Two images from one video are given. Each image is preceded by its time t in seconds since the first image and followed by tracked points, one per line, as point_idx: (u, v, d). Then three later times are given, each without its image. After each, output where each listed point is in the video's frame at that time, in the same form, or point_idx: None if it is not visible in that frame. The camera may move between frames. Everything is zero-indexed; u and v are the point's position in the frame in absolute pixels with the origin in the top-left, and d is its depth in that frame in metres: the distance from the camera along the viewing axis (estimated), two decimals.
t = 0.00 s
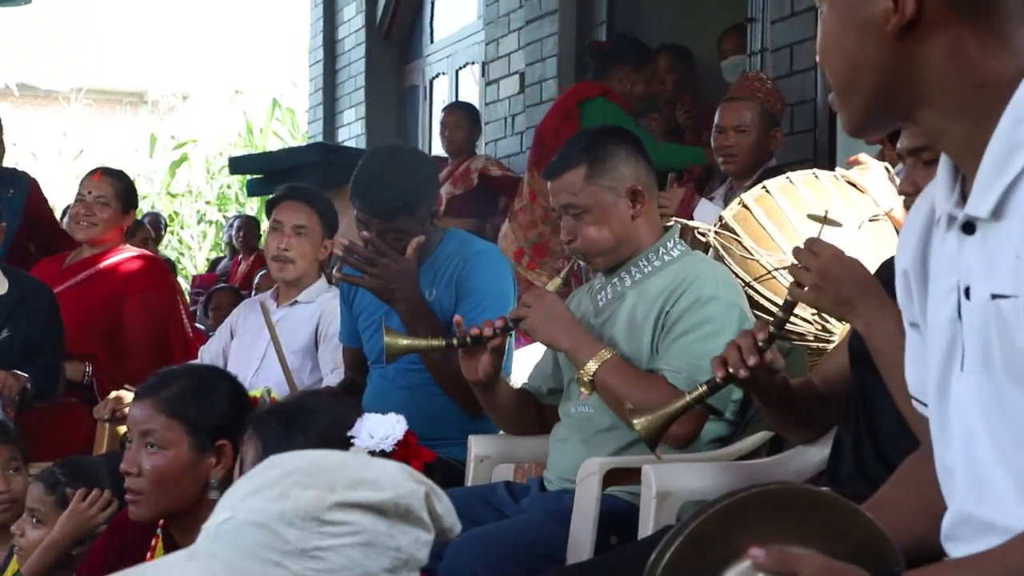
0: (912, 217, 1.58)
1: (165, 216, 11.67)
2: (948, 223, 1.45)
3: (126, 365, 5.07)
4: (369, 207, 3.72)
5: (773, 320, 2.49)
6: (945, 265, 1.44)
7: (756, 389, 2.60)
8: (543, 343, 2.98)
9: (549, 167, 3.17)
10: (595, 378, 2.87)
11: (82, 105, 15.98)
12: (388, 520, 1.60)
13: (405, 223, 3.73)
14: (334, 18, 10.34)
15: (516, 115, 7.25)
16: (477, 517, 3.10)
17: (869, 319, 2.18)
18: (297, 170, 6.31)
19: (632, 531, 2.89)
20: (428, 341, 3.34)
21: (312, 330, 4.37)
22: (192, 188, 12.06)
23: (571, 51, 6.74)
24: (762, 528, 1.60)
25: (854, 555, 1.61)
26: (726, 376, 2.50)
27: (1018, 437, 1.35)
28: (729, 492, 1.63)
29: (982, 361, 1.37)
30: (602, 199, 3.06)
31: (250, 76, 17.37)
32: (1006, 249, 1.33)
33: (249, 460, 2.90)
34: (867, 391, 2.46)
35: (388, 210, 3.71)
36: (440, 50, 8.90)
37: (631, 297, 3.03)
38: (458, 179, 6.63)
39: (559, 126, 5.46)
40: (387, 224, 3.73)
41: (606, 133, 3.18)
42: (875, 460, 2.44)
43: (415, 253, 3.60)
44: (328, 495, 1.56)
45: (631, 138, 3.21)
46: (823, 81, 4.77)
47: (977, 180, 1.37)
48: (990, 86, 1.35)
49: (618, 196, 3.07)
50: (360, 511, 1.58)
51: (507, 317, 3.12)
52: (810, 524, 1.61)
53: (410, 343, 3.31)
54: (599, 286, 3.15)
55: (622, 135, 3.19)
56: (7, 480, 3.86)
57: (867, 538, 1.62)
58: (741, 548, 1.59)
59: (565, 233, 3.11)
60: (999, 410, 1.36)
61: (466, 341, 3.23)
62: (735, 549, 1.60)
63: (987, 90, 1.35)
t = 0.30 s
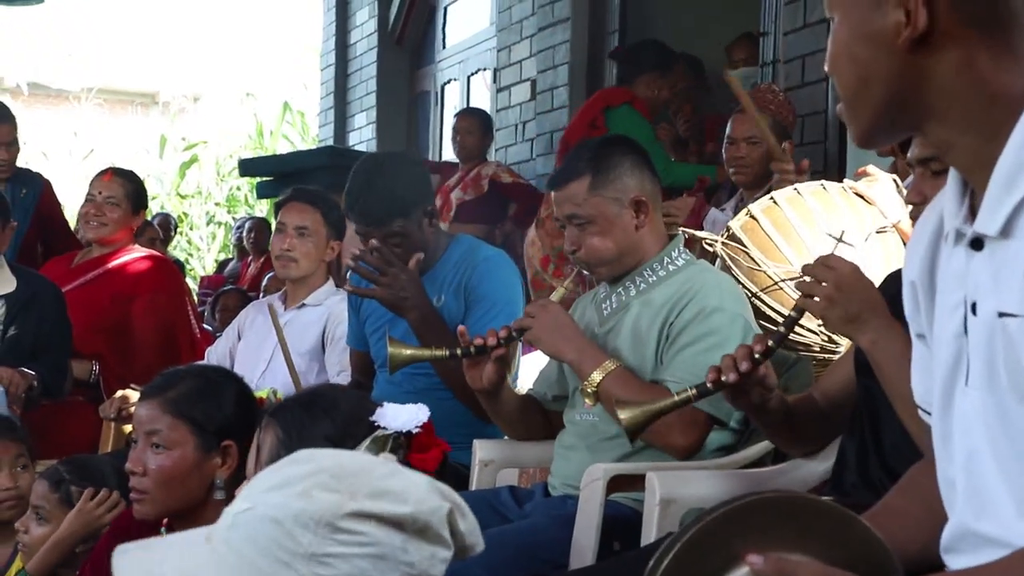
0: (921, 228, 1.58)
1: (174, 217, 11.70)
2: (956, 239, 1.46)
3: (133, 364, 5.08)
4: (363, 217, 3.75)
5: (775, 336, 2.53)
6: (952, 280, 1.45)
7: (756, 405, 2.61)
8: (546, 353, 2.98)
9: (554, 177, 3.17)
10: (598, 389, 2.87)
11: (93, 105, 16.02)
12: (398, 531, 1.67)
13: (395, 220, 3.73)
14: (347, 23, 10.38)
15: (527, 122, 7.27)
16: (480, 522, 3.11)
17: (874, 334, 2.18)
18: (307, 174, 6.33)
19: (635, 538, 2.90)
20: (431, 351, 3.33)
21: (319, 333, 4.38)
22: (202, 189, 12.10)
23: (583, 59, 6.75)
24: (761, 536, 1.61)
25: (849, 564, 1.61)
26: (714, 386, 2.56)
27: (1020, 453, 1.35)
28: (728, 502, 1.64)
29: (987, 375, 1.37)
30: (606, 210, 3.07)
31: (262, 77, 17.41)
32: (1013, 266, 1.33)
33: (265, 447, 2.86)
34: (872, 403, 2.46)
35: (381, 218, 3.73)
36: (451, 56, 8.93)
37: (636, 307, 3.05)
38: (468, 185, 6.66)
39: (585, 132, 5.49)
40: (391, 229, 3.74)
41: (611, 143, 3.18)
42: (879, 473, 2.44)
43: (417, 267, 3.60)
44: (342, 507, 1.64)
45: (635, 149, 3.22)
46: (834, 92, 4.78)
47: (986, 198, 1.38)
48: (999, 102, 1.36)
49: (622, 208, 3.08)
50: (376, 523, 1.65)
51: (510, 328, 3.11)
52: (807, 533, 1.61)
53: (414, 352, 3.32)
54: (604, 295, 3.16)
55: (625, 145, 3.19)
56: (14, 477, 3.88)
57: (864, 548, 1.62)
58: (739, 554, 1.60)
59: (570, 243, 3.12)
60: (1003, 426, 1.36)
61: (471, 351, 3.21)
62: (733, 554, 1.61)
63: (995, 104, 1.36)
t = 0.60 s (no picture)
0: (922, 218, 1.58)
1: (176, 203, 11.68)
2: (958, 229, 1.45)
3: (134, 351, 5.09)
4: (348, 204, 3.75)
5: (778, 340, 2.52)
6: (954, 270, 1.44)
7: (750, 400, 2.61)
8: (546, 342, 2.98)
9: (553, 167, 3.17)
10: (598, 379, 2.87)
11: (95, 90, 15.97)
12: (358, 486, 1.68)
13: (381, 204, 3.73)
14: (350, 10, 10.36)
15: (530, 111, 7.26)
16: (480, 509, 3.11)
17: (873, 330, 2.18)
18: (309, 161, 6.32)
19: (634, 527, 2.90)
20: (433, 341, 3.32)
21: (320, 320, 4.38)
22: (204, 176, 12.08)
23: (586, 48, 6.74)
24: (759, 530, 1.61)
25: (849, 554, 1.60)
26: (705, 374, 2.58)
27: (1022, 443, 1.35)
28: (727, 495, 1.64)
29: (988, 366, 1.37)
30: (605, 200, 3.06)
31: (264, 65, 17.37)
32: (1016, 257, 1.33)
33: (281, 423, 2.83)
34: (873, 393, 2.46)
35: (364, 203, 3.73)
36: (455, 43, 8.91)
37: (635, 297, 3.04)
38: (471, 173, 6.65)
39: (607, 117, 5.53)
40: (394, 218, 3.75)
41: (611, 132, 3.18)
42: (880, 463, 2.44)
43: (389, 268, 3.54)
44: (307, 458, 1.70)
45: (635, 138, 3.21)
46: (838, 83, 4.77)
47: (990, 188, 1.37)
48: (1003, 91, 1.35)
49: (621, 198, 3.08)
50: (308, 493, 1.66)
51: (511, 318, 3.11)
52: (804, 523, 1.61)
53: (413, 342, 3.32)
54: (604, 285, 3.16)
55: (625, 134, 3.19)
56: (17, 461, 3.88)
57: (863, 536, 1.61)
58: (737, 546, 1.60)
59: (569, 233, 3.11)
60: (1004, 417, 1.36)
61: (470, 340, 3.21)
62: (730, 546, 1.60)
63: (1000, 95, 1.35)
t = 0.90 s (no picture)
0: (923, 215, 1.58)
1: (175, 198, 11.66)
2: (961, 224, 1.45)
3: (134, 346, 5.08)
4: (335, 203, 3.68)
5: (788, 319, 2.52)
6: (956, 265, 1.44)
7: (749, 388, 2.61)
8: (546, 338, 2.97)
9: (552, 162, 3.16)
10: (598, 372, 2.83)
11: (95, 85, 15.95)
12: (355, 475, 1.47)
13: (366, 201, 3.67)
14: (349, 5, 10.34)
15: (529, 105, 7.25)
16: (480, 505, 3.11)
17: (883, 324, 2.16)
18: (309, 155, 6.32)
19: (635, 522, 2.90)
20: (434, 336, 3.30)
21: (320, 315, 4.38)
22: (203, 171, 12.07)
23: (587, 42, 6.73)
24: (760, 525, 1.60)
25: (847, 547, 1.60)
26: (709, 350, 2.57)
27: None
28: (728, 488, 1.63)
29: (992, 361, 1.37)
30: (604, 195, 3.06)
31: (263, 60, 17.35)
32: (1019, 250, 1.33)
33: (283, 413, 2.71)
34: (875, 386, 2.45)
35: (351, 201, 3.67)
36: (454, 38, 8.90)
37: (636, 292, 3.04)
38: (470, 168, 6.63)
39: (619, 100, 5.53)
40: (381, 215, 3.71)
41: (610, 126, 3.17)
42: (882, 458, 2.43)
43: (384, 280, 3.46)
44: (315, 440, 1.52)
45: (634, 133, 3.21)
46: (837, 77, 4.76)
47: (993, 181, 1.37)
48: (1007, 85, 1.35)
49: (620, 193, 3.07)
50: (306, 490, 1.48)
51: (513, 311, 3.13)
52: (804, 516, 1.61)
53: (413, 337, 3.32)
54: (605, 281, 3.16)
55: (623, 129, 3.18)
56: (17, 457, 3.88)
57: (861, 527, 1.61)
58: (738, 541, 1.60)
59: (568, 229, 3.11)
60: (1008, 411, 1.35)
61: (470, 337, 3.19)
62: (731, 543, 1.60)
63: (1003, 90, 1.35)
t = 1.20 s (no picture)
0: (915, 211, 1.57)
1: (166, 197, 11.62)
2: (952, 220, 1.44)
3: (125, 345, 5.07)
4: (335, 202, 3.66)
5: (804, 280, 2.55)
6: (949, 262, 1.44)
7: (744, 349, 2.61)
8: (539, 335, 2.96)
9: (544, 160, 3.16)
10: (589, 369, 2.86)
11: (86, 83, 15.89)
12: (357, 466, 1.63)
13: (369, 200, 3.65)
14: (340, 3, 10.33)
15: (521, 103, 7.25)
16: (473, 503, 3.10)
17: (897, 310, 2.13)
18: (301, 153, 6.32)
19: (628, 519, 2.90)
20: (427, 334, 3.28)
21: (312, 313, 4.37)
22: (194, 169, 12.04)
23: (578, 39, 6.73)
24: (752, 522, 1.60)
25: (839, 543, 1.60)
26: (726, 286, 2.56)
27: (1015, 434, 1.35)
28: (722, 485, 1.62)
29: (983, 357, 1.36)
30: (596, 192, 3.06)
31: (255, 59, 17.32)
32: (1010, 244, 1.32)
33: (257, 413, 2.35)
34: (867, 381, 2.45)
35: (352, 200, 3.65)
36: (446, 36, 8.89)
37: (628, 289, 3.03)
38: (463, 166, 6.61)
39: (612, 95, 5.48)
40: (383, 213, 3.68)
41: (601, 124, 3.17)
42: (875, 454, 2.43)
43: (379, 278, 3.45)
44: (334, 428, 1.70)
45: (625, 129, 3.21)
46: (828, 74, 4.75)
47: (983, 176, 1.36)
48: (998, 82, 1.35)
49: (612, 189, 3.07)
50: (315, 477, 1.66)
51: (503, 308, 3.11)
52: (797, 512, 1.60)
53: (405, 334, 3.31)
54: (598, 278, 3.15)
55: (614, 126, 3.18)
56: (9, 457, 3.87)
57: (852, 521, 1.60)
58: (732, 538, 1.60)
59: (561, 226, 3.11)
60: (999, 406, 1.35)
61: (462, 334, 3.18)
62: (724, 539, 1.60)
63: (993, 86, 1.35)
